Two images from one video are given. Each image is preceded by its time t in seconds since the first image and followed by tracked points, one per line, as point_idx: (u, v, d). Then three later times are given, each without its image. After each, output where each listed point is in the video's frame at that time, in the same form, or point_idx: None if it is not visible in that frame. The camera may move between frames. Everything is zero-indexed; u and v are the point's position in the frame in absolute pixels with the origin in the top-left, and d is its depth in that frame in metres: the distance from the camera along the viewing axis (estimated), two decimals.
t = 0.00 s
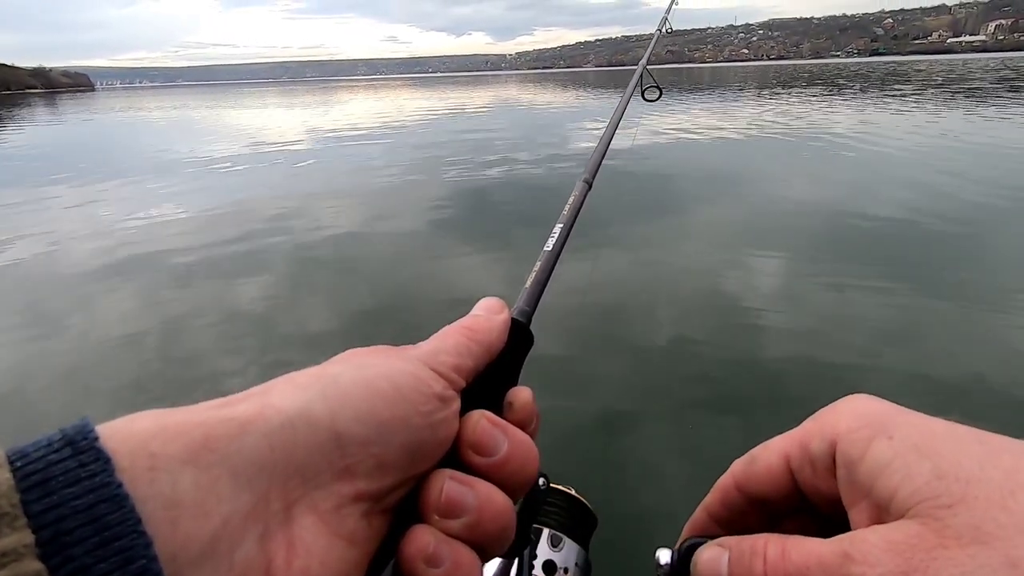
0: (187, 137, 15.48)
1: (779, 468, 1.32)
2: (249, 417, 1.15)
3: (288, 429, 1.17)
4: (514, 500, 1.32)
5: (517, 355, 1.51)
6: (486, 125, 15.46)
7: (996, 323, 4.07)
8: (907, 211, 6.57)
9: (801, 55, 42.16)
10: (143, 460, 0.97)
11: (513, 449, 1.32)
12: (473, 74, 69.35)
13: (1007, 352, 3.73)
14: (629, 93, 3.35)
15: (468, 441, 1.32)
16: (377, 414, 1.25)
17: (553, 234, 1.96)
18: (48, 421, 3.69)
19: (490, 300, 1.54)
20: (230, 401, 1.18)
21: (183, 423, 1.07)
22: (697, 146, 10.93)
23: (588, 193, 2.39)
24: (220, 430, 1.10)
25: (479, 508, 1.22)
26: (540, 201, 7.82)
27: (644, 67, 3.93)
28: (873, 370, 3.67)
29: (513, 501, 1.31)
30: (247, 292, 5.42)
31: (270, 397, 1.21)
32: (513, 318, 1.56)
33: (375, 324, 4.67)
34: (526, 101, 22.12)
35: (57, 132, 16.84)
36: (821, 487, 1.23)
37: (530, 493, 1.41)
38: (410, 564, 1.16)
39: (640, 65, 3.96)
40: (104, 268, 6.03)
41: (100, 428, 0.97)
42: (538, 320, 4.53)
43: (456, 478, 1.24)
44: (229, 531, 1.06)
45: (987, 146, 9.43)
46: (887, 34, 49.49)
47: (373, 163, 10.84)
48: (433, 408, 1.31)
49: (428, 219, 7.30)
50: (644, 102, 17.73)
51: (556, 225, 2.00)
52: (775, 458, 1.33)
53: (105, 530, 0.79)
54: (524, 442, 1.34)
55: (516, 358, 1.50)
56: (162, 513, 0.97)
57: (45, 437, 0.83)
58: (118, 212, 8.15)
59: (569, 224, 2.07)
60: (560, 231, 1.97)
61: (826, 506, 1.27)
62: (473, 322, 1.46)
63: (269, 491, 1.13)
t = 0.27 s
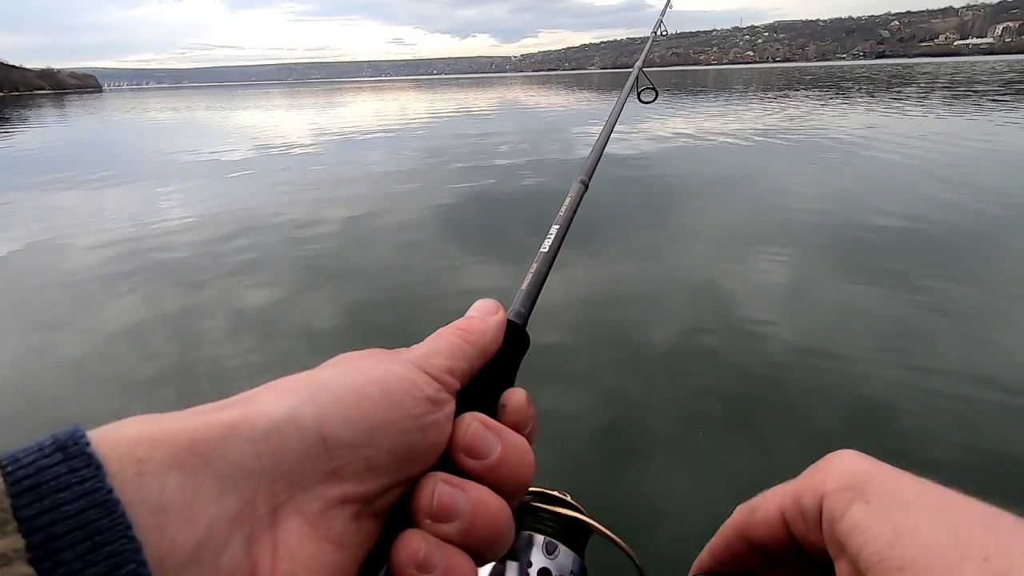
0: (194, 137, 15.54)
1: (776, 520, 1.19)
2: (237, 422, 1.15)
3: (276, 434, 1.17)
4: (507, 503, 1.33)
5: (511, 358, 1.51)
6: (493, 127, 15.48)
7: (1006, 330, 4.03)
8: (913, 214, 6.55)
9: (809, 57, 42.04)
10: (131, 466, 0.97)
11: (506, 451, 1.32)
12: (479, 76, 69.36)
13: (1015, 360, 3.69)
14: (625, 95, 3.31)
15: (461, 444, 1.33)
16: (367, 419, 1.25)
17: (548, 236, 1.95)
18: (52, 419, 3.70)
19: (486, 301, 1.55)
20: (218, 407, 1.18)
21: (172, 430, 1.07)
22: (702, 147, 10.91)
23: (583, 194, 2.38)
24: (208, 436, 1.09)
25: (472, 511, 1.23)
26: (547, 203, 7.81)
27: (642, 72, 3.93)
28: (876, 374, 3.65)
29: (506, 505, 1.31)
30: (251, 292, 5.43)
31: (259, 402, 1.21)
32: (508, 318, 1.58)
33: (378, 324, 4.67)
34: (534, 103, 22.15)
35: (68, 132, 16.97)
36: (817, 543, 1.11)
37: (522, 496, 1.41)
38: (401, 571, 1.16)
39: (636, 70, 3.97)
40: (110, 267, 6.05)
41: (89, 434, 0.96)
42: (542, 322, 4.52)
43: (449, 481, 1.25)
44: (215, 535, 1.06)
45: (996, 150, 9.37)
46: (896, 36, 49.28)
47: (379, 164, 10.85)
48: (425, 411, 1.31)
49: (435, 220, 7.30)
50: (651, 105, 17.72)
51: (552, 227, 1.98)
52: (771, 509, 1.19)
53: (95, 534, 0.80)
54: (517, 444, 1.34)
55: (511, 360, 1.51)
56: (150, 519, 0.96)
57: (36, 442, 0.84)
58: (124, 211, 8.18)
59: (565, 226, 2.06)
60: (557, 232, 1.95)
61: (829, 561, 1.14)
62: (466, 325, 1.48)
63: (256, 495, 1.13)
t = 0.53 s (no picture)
0: (199, 137, 15.54)
1: None
2: (251, 457, 1.07)
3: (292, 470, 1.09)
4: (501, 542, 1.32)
5: (505, 395, 1.50)
6: (497, 127, 15.49)
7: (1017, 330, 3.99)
8: (920, 216, 6.50)
9: (814, 58, 41.93)
10: (146, 499, 0.90)
11: (504, 491, 1.32)
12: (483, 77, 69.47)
13: None
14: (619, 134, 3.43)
15: (460, 481, 1.31)
16: (381, 457, 1.19)
17: (544, 272, 1.95)
18: (59, 422, 3.67)
19: (484, 337, 1.52)
20: (230, 440, 1.10)
21: (186, 462, 0.99)
22: (708, 149, 10.85)
23: (577, 232, 2.36)
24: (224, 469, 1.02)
25: (471, 551, 1.20)
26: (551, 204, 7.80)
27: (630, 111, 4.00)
28: (885, 376, 3.60)
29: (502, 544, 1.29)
30: (255, 293, 5.40)
31: (273, 437, 1.13)
32: (505, 357, 1.56)
33: (382, 327, 4.63)
34: (538, 103, 22.15)
35: (73, 131, 17.01)
36: None
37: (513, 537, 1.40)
38: None
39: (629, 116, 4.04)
40: (114, 268, 6.02)
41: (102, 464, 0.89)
42: (548, 324, 4.49)
43: (449, 519, 1.22)
44: None
45: (1003, 150, 9.32)
46: (901, 36, 49.11)
47: (383, 164, 10.84)
48: (434, 450, 1.27)
49: (439, 220, 7.29)
50: (655, 106, 17.69)
51: (549, 263, 1.98)
52: None
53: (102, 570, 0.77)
54: (514, 484, 1.34)
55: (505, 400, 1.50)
56: (163, 556, 0.89)
57: (46, 473, 0.81)
58: (129, 211, 8.16)
59: (559, 262, 2.06)
60: (552, 269, 1.96)
61: None
62: (467, 361, 1.44)
63: (269, 533, 1.04)
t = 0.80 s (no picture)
0: (209, 133, 15.63)
1: None
2: (233, 449, 1.13)
3: (273, 461, 1.15)
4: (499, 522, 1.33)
5: (501, 379, 1.49)
6: (505, 124, 15.49)
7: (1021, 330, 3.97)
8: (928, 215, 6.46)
9: (823, 55, 41.67)
10: (130, 494, 0.97)
11: (498, 474, 1.33)
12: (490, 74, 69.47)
13: None
14: (611, 116, 3.33)
15: (453, 465, 1.33)
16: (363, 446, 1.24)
17: (538, 258, 1.92)
18: (66, 414, 3.73)
19: (476, 322, 1.49)
20: (216, 432, 1.16)
21: (170, 457, 1.06)
22: (715, 146, 10.83)
23: (571, 217, 2.34)
24: (206, 463, 1.08)
25: (463, 533, 1.22)
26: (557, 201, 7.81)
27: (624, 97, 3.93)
28: (888, 372, 3.59)
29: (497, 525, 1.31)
30: (261, 288, 5.45)
31: (256, 428, 1.19)
32: (500, 340, 1.53)
33: (387, 322, 4.67)
34: (546, 100, 22.13)
35: (85, 127, 17.16)
36: None
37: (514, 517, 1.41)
38: None
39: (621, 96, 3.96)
40: (124, 262, 6.09)
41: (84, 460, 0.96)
42: (550, 321, 4.52)
43: (440, 502, 1.24)
44: (211, 564, 1.05)
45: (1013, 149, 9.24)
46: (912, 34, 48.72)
47: (391, 161, 10.86)
48: (421, 435, 1.30)
49: (445, 216, 7.31)
50: (663, 104, 17.66)
51: (544, 249, 1.96)
52: None
53: (85, 563, 0.85)
54: (509, 466, 1.34)
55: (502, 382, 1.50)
56: (147, 548, 0.97)
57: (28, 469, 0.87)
58: (140, 206, 8.24)
59: (553, 248, 2.04)
60: (545, 254, 1.93)
61: None
62: (459, 345, 1.44)
63: (252, 521, 1.12)
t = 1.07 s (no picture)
0: (214, 131, 15.60)
1: None
2: (220, 418, 1.03)
3: (262, 431, 1.04)
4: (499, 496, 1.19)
5: (500, 350, 1.34)
6: (509, 122, 15.46)
7: None
8: (938, 217, 6.39)
9: (830, 54, 41.47)
10: (111, 465, 0.87)
11: (496, 444, 1.19)
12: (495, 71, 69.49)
13: None
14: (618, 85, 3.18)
15: (448, 436, 1.18)
16: (354, 416, 1.10)
17: (538, 229, 1.82)
18: (72, 416, 3.71)
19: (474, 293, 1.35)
20: (201, 401, 1.06)
21: (155, 426, 0.96)
22: (723, 145, 10.74)
23: (574, 185, 2.28)
24: (191, 434, 0.98)
25: (460, 505, 1.09)
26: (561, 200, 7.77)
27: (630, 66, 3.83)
28: (897, 376, 3.57)
29: (497, 499, 1.17)
30: (266, 286, 5.43)
31: (243, 397, 1.07)
32: (498, 312, 1.38)
33: (393, 322, 4.63)
34: (550, 99, 22.09)
35: (91, 125, 17.22)
36: None
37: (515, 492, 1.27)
38: (384, 564, 1.04)
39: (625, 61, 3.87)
40: (130, 261, 6.07)
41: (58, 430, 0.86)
42: (556, 321, 4.47)
43: (435, 472, 1.11)
44: (199, 536, 0.96)
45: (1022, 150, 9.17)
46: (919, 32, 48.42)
47: (396, 159, 10.81)
48: (415, 407, 1.15)
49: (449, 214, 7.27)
50: (668, 102, 17.60)
51: (543, 220, 1.85)
52: None
53: (70, 534, 0.72)
54: (506, 436, 1.21)
55: (501, 350, 1.34)
56: (128, 518, 0.87)
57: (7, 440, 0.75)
58: (145, 205, 8.21)
59: (555, 218, 1.92)
60: (547, 224, 1.82)
61: None
62: (456, 318, 1.28)
63: (241, 492, 1.01)
